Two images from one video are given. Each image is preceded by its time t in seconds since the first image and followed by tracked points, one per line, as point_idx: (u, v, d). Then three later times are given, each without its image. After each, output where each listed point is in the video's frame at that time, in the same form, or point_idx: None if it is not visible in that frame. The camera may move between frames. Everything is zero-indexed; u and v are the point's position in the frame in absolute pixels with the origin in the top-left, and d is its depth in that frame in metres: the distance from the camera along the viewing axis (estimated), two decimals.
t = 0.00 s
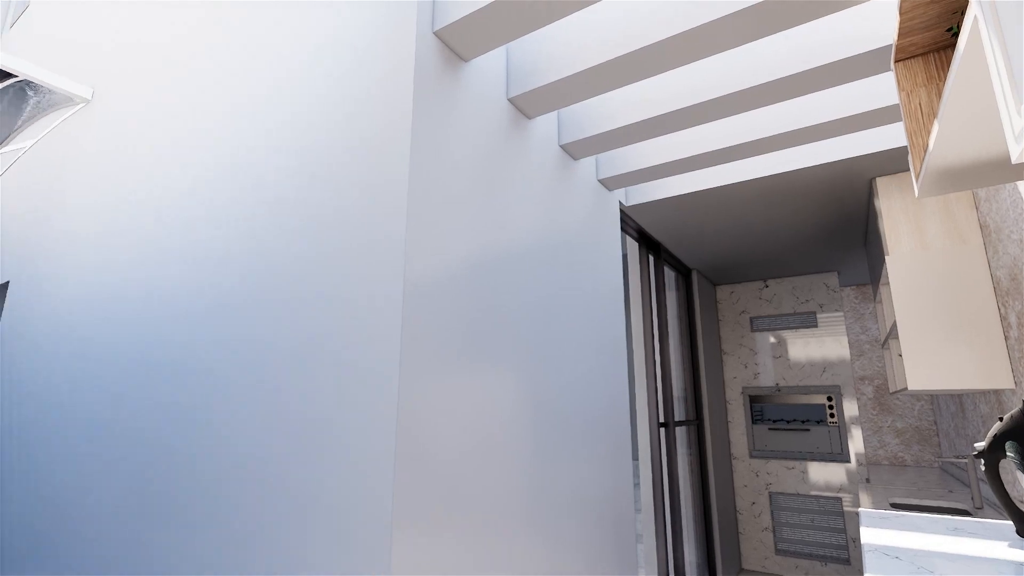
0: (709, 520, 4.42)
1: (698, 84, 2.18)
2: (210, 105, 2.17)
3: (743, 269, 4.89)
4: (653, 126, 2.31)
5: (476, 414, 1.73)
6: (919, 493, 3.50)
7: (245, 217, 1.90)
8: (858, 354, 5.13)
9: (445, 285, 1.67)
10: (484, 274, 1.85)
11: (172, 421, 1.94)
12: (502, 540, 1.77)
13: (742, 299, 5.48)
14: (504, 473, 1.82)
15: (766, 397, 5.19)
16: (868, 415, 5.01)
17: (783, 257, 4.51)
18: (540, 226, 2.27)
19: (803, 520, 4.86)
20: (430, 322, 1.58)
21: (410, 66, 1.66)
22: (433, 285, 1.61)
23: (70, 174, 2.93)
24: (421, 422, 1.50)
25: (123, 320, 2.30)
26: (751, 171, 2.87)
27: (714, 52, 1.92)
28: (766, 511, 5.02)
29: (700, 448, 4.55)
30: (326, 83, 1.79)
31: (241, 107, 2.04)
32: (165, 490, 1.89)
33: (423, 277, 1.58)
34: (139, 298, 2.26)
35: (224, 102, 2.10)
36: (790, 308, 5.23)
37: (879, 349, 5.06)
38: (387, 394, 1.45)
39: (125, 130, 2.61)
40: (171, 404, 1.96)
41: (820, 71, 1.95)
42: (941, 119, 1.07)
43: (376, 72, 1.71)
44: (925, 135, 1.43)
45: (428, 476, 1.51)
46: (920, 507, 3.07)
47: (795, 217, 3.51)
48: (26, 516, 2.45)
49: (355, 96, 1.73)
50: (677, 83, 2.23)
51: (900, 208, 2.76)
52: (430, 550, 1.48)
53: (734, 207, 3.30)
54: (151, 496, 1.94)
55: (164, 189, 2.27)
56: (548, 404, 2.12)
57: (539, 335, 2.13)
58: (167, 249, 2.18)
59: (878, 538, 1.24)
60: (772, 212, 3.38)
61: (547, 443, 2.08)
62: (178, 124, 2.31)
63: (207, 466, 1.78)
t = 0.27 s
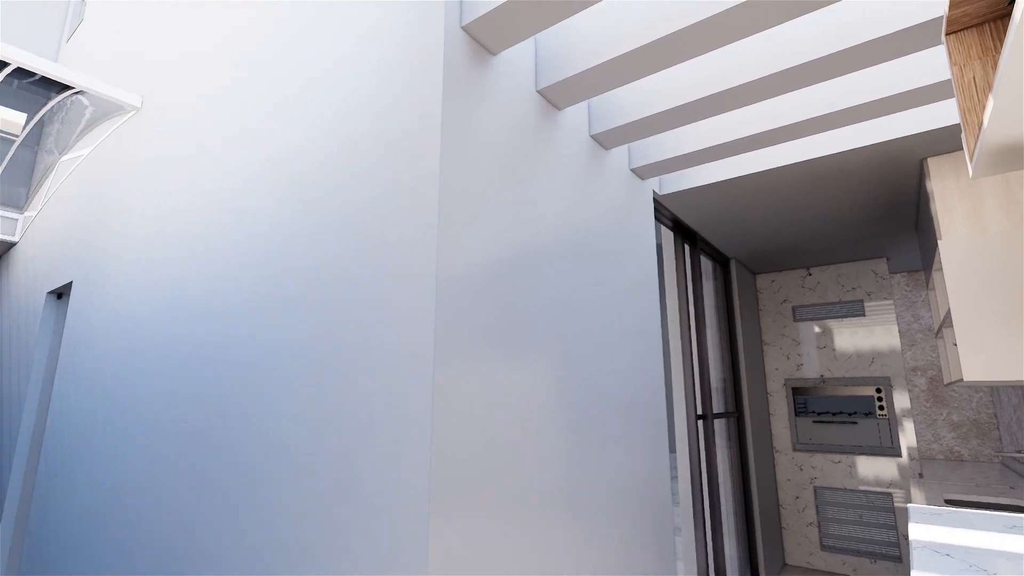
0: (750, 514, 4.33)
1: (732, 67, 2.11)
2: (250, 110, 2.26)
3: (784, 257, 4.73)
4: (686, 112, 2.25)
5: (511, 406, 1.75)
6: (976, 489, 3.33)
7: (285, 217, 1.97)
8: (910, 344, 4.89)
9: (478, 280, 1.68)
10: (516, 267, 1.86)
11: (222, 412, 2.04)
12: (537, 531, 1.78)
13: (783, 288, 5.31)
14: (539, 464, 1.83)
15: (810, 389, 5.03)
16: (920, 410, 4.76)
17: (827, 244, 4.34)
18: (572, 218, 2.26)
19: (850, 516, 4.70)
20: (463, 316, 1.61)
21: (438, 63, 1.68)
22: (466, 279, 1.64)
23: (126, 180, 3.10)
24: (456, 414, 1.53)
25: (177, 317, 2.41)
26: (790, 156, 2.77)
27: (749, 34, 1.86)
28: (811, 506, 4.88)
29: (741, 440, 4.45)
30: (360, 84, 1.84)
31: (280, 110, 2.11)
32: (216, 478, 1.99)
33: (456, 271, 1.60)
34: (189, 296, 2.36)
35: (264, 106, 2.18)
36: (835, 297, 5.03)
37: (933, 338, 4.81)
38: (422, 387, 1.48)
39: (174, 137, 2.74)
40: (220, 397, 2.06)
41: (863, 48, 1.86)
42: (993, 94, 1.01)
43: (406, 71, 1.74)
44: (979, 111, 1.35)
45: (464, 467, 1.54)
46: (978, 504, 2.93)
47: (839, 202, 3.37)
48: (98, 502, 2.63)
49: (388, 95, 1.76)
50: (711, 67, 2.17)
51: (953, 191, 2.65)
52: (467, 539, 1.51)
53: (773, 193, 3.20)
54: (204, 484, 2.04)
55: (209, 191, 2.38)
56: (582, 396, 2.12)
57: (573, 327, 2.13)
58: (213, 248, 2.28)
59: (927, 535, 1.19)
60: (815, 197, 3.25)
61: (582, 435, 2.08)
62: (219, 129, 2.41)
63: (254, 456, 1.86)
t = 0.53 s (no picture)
0: (795, 508, 4.21)
1: (771, 45, 2.02)
2: (292, 113, 2.34)
3: (831, 243, 4.55)
4: (722, 95, 2.18)
5: (547, 396, 1.76)
6: None
7: (325, 214, 2.04)
8: (970, 332, 4.62)
9: (512, 273, 1.70)
10: (550, 260, 1.86)
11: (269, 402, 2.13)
12: (575, 520, 1.79)
13: (830, 275, 5.11)
14: (576, 455, 1.84)
15: (859, 380, 4.83)
16: (983, 398, 4.52)
17: (878, 228, 4.14)
18: (607, 208, 2.23)
19: (904, 512, 4.52)
20: (496, 309, 1.62)
21: (468, 57, 1.68)
22: (499, 272, 1.64)
23: (177, 183, 3.26)
24: (491, 406, 1.55)
25: (226, 313, 2.53)
26: (836, 137, 2.65)
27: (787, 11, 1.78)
28: (861, 500, 4.71)
29: (785, 433, 4.33)
30: (393, 82, 1.87)
31: (318, 111, 2.18)
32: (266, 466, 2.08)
33: (489, 263, 1.61)
34: (237, 293, 2.47)
35: (304, 108, 2.26)
36: (886, 284, 4.81)
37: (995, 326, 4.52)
38: (458, 379, 1.51)
39: (220, 140, 2.86)
40: (268, 389, 2.15)
41: (914, 19, 1.75)
42: None
43: (437, 67, 1.75)
44: None
45: (500, 457, 1.56)
46: None
47: (889, 184, 3.20)
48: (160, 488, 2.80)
49: (421, 92, 1.79)
50: (747, 46, 2.09)
51: (1018, 170, 2.48)
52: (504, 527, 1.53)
53: (818, 177, 3.07)
54: (255, 473, 2.14)
55: (253, 191, 2.49)
56: (619, 387, 2.11)
57: (609, 319, 2.11)
58: (257, 245, 2.39)
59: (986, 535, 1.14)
60: (864, 179, 3.11)
61: (620, 426, 2.07)
62: (262, 130, 2.51)
63: (301, 445, 1.94)
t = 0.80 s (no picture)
0: (846, 502, 4.07)
1: (815, 20, 1.93)
2: (332, 112, 2.40)
3: (884, 227, 4.33)
4: (762, 76, 2.10)
5: (584, 388, 1.76)
6: None
7: (365, 211, 2.10)
8: None
9: (547, 265, 1.70)
10: (586, 251, 1.85)
11: (315, 393, 2.22)
12: (614, 511, 1.79)
13: (883, 260, 4.86)
14: (614, 446, 1.83)
15: (915, 370, 4.60)
16: None
17: (936, 210, 3.90)
18: (643, 196, 2.20)
19: (965, 509, 4.28)
20: (532, 301, 1.62)
21: (500, 50, 1.69)
22: (534, 264, 1.65)
23: (226, 184, 3.41)
24: (528, 397, 1.56)
25: (272, 307, 2.63)
26: (888, 115, 2.51)
27: None
28: (917, 496, 4.50)
29: (834, 425, 4.17)
30: (428, 78, 1.90)
31: (356, 110, 2.23)
32: (314, 453, 2.17)
33: (524, 256, 1.62)
34: (282, 288, 2.57)
35: (343, 108, 2.32)
36: (945, 269, 4.54)
37: None
38: (495, 371, 1.53)
39: (264, 141, 2.97)
40: (314, 380, 2.24)
41: None
42: None
43: (470, 61, 1.77)
44: None
45: (537, 448, 1.57)
46: None
47: (949, 163, 3.01)
48: (217, 473, 2.96)
49: (454, 86, 1.81)
50: (789, 23, 2.00)
51: None
52: (542, 516, 1.55)
53: (869, 158, 2.92)
54: (303, 460, 2.23)
55: (296, 190, 2.58)
56: (658, 379, 2.08)
57: (647, 309, 2.09)
58: (301, 242, 2.48)
59: None
60: (920, 159, 2.93)
61: (659, 417, 2.05)
62: (304, 130, 2.59)
63: (346, 433, 2.02)
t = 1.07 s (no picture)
0: (901, 497, 3.90)
1: None
2: (370, 109, 2.46)
3: (945, 208, 4.07)
4: (808, 54, 2.00)
5: (623, 378, 1.74)
6: None
7: (404, 206, 2.14)
8: None
9: (584, 256, 1.69)
10: (623, 240, 1.83)
11: (359, 383, 2.30)
12: (655, 502, 1.77)
13: (944, 244, 4.59)
14: (654, 437, 1.81)
15: (980, 360, 4.33)
16: None
17: (1004, 189, 3.64)
18: (682, 183, 2.15)
19: None
20: (568, 292, 1.62)
21: (533, 41, 1.68)
22: (570, 255, 1.64)
23: (272, 182, 3.54)
24: (566, 387, 1.56)
25: (318, 300, 2.73)
26: (949, 89, 2.35)
27: None
28: (981, 492, 4.26)
29: (889, 416, 3.99)
30: (463, 72, 1.92)
31: (393, 106, 2.28)
32: (359, 440, 2.25)
33: (560, 247, 1.61)
34: (327, 281, 2.66)
35: (381, 105, 2.37)
36: (1014, 251, 4.24)
37: None
38: (532, 362, 1.54)
39: (307, 139, 3.07)
40: (359, 370, 2.31)
41: None
42: None
43: (503, 53, 1.77)
44: None
45: (576, 439, 1.57)
46: None
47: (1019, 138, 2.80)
48: (269, 459, 3.10)
49: (489, 79, 1.82)
50: None
51: None
52: (581, 505, 1.56)
53: (927, 135, 2.75)
54: (349, 447, 2.32)
55: (338, 186, 2.66)
56: (699, 369, 2.04)
57: (687, 298, 2.05)
58: (343, 236, 2.55)
59: None
60: (985, 136, 2.74)
61: (700, 408, 2.01)
62: (344, 127, 2.66)
63: (390, 423, 2.07)
